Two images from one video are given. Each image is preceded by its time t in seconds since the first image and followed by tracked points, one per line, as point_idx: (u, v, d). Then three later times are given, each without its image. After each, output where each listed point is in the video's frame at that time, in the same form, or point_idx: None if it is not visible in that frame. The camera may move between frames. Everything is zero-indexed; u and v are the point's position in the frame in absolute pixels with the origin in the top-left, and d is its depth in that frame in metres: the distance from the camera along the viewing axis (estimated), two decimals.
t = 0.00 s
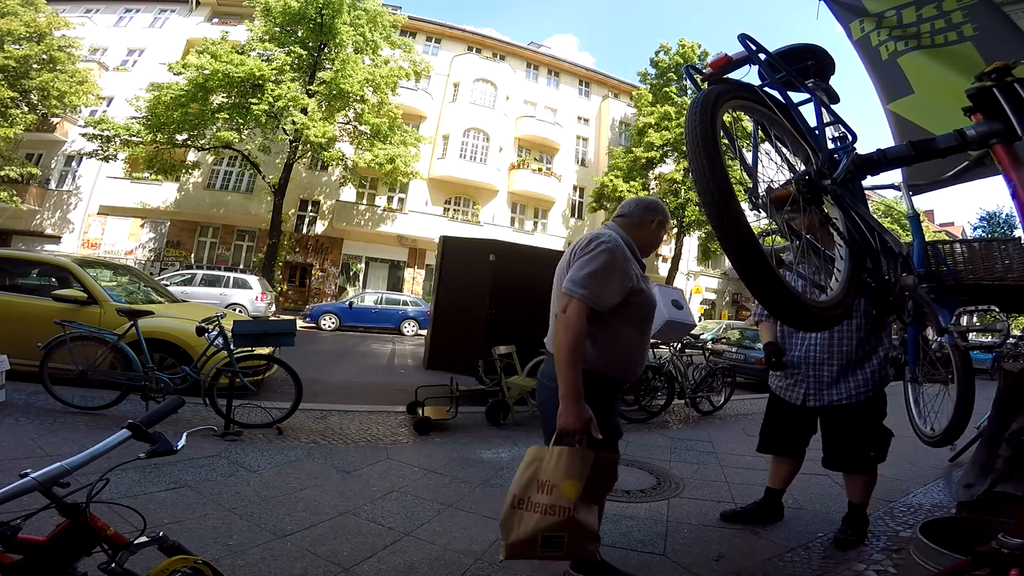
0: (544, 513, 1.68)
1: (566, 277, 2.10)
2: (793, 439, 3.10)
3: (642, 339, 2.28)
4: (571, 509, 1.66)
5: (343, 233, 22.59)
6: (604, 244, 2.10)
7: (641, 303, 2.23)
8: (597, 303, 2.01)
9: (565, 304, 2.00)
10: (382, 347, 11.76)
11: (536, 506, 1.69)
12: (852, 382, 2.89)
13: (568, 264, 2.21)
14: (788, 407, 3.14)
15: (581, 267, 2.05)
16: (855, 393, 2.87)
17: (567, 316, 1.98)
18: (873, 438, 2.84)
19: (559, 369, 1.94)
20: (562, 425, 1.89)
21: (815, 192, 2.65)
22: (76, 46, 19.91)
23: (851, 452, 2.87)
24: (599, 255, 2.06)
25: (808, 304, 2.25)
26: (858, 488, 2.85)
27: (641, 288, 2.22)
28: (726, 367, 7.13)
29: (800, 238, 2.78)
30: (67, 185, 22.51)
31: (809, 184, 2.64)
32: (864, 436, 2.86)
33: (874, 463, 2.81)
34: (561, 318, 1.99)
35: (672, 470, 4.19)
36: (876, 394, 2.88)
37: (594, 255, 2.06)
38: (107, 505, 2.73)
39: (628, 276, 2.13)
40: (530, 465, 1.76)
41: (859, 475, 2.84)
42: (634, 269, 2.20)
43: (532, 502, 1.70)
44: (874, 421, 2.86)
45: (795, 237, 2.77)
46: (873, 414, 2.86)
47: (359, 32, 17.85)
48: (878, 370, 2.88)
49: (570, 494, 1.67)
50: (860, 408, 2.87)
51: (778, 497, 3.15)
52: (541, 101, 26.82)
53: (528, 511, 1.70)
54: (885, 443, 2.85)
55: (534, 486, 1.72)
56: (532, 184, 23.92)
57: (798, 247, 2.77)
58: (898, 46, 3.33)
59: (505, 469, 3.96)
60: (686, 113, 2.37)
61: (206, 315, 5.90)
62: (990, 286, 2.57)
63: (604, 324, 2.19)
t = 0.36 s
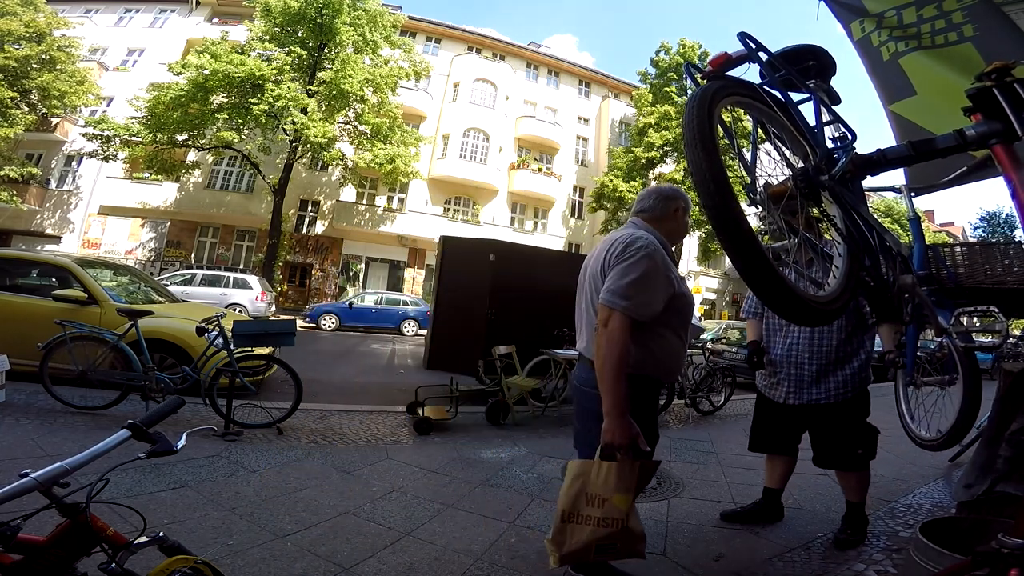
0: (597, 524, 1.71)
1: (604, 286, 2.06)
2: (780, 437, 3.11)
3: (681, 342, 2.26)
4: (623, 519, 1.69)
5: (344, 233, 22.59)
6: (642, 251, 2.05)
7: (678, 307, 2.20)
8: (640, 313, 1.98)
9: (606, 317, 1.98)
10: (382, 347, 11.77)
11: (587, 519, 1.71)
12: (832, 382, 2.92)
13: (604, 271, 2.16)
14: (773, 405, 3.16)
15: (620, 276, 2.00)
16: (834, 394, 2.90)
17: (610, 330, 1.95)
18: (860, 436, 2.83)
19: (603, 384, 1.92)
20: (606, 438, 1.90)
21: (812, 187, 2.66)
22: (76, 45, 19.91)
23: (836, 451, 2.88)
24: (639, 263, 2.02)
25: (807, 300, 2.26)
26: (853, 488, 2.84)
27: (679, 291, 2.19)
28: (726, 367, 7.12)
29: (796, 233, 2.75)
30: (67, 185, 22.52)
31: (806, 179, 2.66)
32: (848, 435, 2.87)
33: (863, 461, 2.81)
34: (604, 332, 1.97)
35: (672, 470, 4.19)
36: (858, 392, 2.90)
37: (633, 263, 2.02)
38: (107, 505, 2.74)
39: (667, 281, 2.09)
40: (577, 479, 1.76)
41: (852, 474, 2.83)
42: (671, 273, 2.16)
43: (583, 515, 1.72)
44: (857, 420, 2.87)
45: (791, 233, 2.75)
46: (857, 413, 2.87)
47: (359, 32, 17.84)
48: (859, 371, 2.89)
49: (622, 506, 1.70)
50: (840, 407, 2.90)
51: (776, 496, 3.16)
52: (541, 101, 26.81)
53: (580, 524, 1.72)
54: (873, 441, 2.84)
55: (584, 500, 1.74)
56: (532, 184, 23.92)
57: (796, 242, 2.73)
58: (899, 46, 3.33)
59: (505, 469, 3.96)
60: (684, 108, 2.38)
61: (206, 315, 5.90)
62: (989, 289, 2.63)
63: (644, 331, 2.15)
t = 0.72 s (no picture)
0: (634, 520, 1.72)
1: (615, 284, 2.07)
2: (772, 436, 3.10)
3: (689, 340, 2.26)
4: (661, 512, 1.72)
5: (344, 233, 22.59)
6: (652, 248, 2.06)
7: (688, 303, 2.21)
8: (652, 309, 1.99)
9: (620, 314, 1.99)
10: (382, 347, 11.77)
11: (623, 515, 1.72)
12: (819, 382, 2.92)
13: (613, 269, 2.17)
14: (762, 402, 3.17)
15: (630, 273, 2.01)
16: (821, 395, 2.91)
17: (625, 325, 1.96)
18: (850, 436, 2.83)
19: (622, 377, 1.92)
20: (631, 431, 1.86)
21: (809, 181, 2.66)
22: (76, 45, 19.92)
23: (826, 453, 2.88)
24: (649, 260, 2.02)
25: (807, 295, 2.26)
26: (846, 487, 2.83)
27: (688, 288, 2.20)
28: (727, 368, 7.13)
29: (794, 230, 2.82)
30: (67, 185, 22.54)
31: (802, 174, 2.66)
32: (838, 435, 2.87)
33: (854, 460, 2.79)
34: (618, 327, 1.98)
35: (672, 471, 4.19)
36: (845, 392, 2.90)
37: (643, 260, 2.03)
38: (107, 505, 2.73)
39: (676, 279, 2.10)
40: (610, 474, 1.77)
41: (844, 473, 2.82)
42: (680, 270, 2.17)
43: (619, 511, 1.73)
44: (845, 421, 2.87)
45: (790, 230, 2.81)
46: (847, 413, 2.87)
47: (359, 32, 17.84)
48: (846, 372, 2.89)
49: (657, 499, 1.72)
50: (826, 407, 2.91)
51: (775, 496, 3.15)
52: (541, 101, 26.82)
53: (617, 520, 1.72)
54: (864, 441, 2.83)
55: (618, 495, 1.74)
56: (532, 184, 23.92)
57: (795, 237, 2.81)
58: (899, 46, 3.34)
59: (505, 469, 3.97)
60: (681, 100, 2.38)
61: (206, 316, 5.90)
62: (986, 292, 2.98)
63: (655, 328, 2.16)
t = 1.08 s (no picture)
0: (632, 519, 1.72)
1: (621, 283, 2.06)
2: (768, 435, 3.10)
3: (692, 340, 2.27)
4: (660, 513, 1.71)
5: (344, 233, 22.59)
6: (658, 248, 2.06)
7: (691, 304, 2.22)
8: (658, 307, 1.99)
9: (626, 312, 1.98)
10: (382, 347, 11.77)
11: (622, 514, 1.72)
12: (815, 377, 2.93)
13: (618, 269, 2.16)
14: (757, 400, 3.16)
15: (637, 272, 2.01)
16: (818, 391, 2.92)
17: (631, 323, 1.96)
18: (845, 436, 2.86)
19: (627, 375, 1.93)
20: (635, 430, 1.87)
21: (809, 181, 2.66)
22: (76, 45, 19.92)
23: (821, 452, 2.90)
24: (654, 260, 2.02)
25: (809, 295, 2.27)
26: (844, 487, 2.84)
27: (691, 288, 2.20)
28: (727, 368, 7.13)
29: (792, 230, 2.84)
30: (67, 185, 22.55)
31: (803, 174, 2.66)
32: (833, 435, 2.89)
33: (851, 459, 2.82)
34: (624, 325, 1.97)
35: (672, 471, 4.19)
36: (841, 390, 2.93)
37: (648, 260, 2.03)
38: (107, 505, 2.74)
39: (680, 279, 2.11)
40: (610, 472, 1.76)
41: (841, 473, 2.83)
42: (684, 270, 2.18)
43: (617, 510, 1.73)
44: (840, 420, 2.90)
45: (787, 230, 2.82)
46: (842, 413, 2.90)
47: (359, 32, 17.84)
48: (841, 368, 2.92)
49: (657, 499, 1.72)
50: (821, 404, 2.93)
51: (774, 496, 3.15)
52: (541, 101, 26.82)
53: (615, 519, 1.72)
54: (858, 441, 2.87)
55: (617, 494, 1.74)
56: (532, 184, 23.92)
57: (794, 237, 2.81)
58: (899, 46, 3.34)
59: (505, 469, 3.96)
60: (682, 100, 2.39)
61: (206, 316, 5.90)
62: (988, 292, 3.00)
63: (659, 327, 2.16)
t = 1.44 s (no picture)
0: (606, 518, 1.72)
1: (623, 284, 2.06)
2: (759, 434, 3.06)
3: (692, 341, 2.26)
4: (634, 514, 1.71)
5: (344, 233, 22.59)
6: (660, 249, 2.06)
7: (694, 305, 2.22)
8: (659, 309, 1.99)
9: (627, 312, 1.98)
10: (382, 347, 11.77)
11: (597, 512, 1.72)
12: (805, 372, 2.91)
13: (621, 269, 2.16)
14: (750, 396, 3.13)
15: (638, 272, 2.01)
16: (808, 384, 2.89)
17: (630, 324, 1.96)
18: (821, 437, 2.85)
19: (623, 376, 1.93)
20: (622, 431, 1.87)
21: (809, 181, 2.67)
22: (76, 46, 19.92)
23: (798, 450, 2.88)
24: (656, 261, 2.02)
25: (809, 294, 2.27)
26: (818, 489, 2.84)
27: (694, 289, 2.20)
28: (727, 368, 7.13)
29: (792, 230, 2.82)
30: (67, 185, 22.55)
31: (802, 174, 2.67)
32: (812, 434, 2.87)
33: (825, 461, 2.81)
34: (623, 326, 1.97)
35: (672, 471, 4.19)
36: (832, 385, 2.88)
37: (651, 261, 2.03)
38: (107, 505, 2.74)
39: (682, 280, 2.10)
40: (591, 469, 1.77)
41: (815, 476, 2.82)
42: (687, 271, 2.18)
43: (593, 507, 1.73)
44: (821, 418, 2.88)
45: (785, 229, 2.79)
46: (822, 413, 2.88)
47: (359, 32, 17.84)
48: (832, 362, 2.89)
49: (633, 500, 1.72)
50: (810, 399, 2.89)
51: (773, 496, 3.14)
52: (541, 101, 26.81)
53: (590, 516, 1.73)
54: (835, 443, 2.86)
55: (596, 492, 1.74)
56: (532, 184, 23.91)
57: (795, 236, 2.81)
58: (899, 46, 3.34)
59: (506, 470, 3.96)
60: (682, 99, 2.39)
61: (206, 316, 5.90)
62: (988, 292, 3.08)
63: (660, 328, 2.16)
